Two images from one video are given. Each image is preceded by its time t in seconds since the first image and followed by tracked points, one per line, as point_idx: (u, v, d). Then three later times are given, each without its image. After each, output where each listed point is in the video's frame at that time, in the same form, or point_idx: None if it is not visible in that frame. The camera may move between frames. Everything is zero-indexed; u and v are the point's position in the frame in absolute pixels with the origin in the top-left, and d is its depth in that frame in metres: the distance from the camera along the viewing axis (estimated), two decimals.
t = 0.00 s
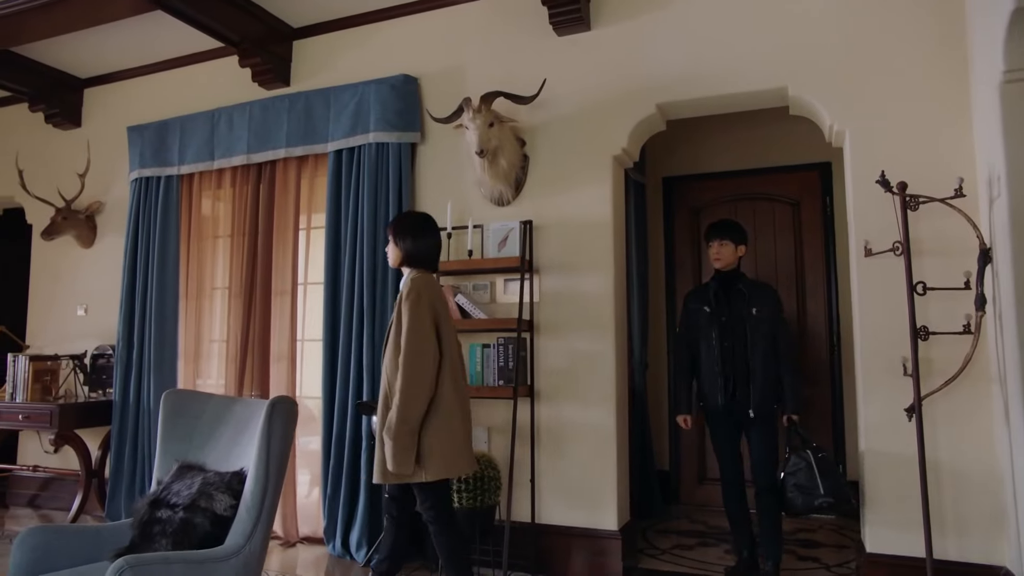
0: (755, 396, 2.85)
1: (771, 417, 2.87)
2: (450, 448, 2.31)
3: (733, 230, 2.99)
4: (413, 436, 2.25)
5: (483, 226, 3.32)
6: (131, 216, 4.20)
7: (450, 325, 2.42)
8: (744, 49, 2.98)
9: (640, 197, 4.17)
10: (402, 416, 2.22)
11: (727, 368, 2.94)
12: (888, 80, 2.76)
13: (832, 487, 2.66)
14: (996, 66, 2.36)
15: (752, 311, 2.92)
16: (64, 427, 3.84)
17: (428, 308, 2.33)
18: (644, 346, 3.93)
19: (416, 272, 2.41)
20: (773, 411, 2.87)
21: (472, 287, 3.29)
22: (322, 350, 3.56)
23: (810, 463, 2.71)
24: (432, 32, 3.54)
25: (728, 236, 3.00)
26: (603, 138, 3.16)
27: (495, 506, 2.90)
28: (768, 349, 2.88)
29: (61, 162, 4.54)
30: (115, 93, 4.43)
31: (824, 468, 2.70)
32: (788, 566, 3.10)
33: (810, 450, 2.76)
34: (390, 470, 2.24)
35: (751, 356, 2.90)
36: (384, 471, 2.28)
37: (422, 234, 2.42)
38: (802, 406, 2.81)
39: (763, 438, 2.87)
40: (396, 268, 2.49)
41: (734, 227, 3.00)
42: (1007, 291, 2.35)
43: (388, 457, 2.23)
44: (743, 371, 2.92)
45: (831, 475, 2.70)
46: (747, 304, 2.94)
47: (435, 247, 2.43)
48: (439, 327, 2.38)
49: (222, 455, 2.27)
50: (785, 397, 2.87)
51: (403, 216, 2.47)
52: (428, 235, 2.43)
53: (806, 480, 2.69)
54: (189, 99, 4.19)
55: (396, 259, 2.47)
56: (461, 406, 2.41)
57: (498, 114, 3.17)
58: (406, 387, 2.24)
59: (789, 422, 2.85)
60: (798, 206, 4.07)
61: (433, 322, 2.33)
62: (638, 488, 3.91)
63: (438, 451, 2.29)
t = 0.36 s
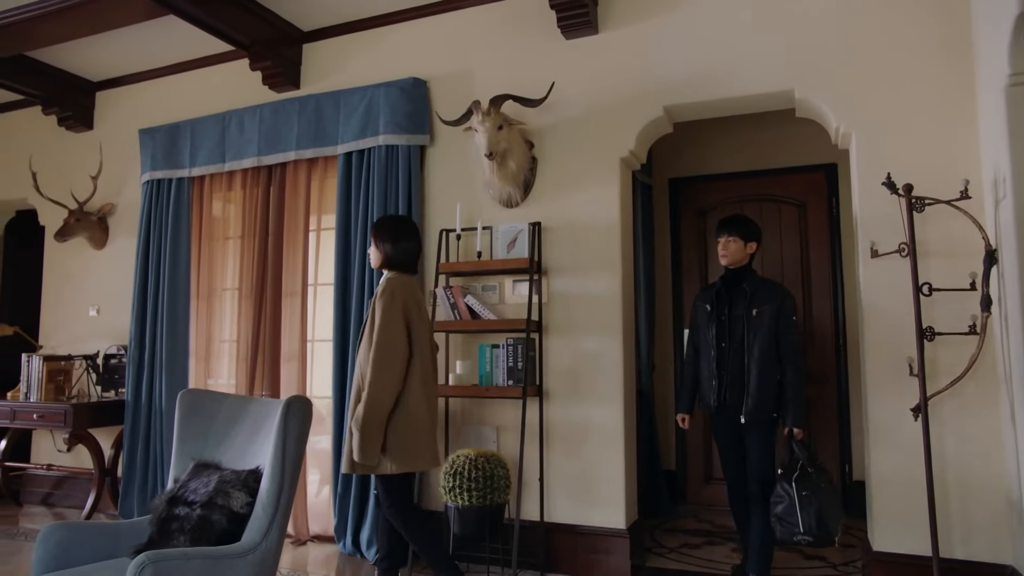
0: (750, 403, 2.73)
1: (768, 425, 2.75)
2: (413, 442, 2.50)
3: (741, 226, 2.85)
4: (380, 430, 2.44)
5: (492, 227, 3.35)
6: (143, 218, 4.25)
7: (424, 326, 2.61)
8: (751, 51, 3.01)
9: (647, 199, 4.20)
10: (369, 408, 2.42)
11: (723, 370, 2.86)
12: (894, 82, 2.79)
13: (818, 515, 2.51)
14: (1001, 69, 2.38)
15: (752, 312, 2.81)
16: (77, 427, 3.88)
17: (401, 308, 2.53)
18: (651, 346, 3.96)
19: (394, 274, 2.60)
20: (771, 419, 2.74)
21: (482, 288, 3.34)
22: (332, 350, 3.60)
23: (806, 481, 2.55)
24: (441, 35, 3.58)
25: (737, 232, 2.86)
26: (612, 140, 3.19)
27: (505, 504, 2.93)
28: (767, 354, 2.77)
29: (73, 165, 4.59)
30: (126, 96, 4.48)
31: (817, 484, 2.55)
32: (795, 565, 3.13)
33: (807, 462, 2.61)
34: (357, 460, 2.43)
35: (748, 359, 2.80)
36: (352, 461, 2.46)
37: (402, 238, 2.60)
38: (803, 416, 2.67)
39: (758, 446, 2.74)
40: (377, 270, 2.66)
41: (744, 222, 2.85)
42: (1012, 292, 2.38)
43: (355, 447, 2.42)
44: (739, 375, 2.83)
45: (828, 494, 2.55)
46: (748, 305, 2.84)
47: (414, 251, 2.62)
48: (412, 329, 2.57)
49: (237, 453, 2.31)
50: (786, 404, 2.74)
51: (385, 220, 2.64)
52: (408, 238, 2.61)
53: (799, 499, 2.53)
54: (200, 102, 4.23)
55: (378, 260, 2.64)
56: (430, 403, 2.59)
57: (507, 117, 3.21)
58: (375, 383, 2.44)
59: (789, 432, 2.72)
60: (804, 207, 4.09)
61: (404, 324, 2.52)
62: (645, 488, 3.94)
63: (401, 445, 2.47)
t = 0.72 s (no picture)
0: (756, 403, 2.64)
1: (778, 425, 2.65)
2: (401, 437, 2.55)
3: (754, 217, 2.76)
4: (369, 425, 2.49)
5: (506, 229, 3.39)
6: (161, 220, 4.31)
7: (415, 326, 2.65)
8: (764, 53, 3.03)
9: (659, 200, 4.23)
10: (357, 405, 2.47)
11: (731, 368, 2.79)
12: (907, 84, 2.80)
13: (815, 516, 2.39)
14: (1014, 71, 2.40)
15: (762, 308, 2.71)
16: (98, 425, 3.95)
17: (393, 308, 2.57)
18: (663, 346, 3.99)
19: (387, 275, 2.64)
20: (781, 419, 2.65)
21: (496, 288, 3.36)
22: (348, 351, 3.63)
23: (802, 480, 2.44)
24: (455, 39, 3.62)
25: (748, 224, 2.77)
26: (625, 142, 3.22)
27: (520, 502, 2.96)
28: (775, 351, 2.65)
29: (93, 167, 4.67)
30: (145, 100, 4.55)
31: (819, 485, 2.42)
32: (807, 563, 3.15)
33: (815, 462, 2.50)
34: (345, 455, 2.48)
35: (755, 357, 2.71)
36: (341, 456, 2.50)
37: (395, 239, 2.64)
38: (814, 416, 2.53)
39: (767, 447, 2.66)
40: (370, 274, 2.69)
41: (756, 214, 2.77)
42: None
43: (343, 441, 2.47)
44: (748, 373, 2.74)
45: (830, 497, 2.41)
46: (757, 299, 2.73)
47: (407, 253, 2.65)
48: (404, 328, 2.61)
49: (259, 451, 2.35)
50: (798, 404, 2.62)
51: (379, 223, 2.66)
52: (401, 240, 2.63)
53: (795, 501, 2.42)
54: (217, 106, 4.29)
55: (371, 265, 2.67)
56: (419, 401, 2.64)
57: (521, 120, 3.24)
58: (366, 380, 2.49)
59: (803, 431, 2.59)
60: (815, 208, 4.11)
61: (395, 323, 2.56)
62: (658, 486, 3.97)
63: (390, 442, 2.52)
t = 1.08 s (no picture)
0: (765, 404, 2.62)
1: (788, 426, 2.62)
2: (395, 437, 2.57)
3: (764, 217, 2.71)
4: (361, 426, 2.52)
5: (522, 230, 3.43)
6: (180, 221, 4.37)
7: (404, 328, 2.65)
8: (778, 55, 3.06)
9: (671, 200, 4.26)
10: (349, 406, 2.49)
11: (740, 368, 2.76)
12: (921, 86, 2.82)
13: (795, 512, 2.38)
14: None
15: (769, 307, 2.68)
16: (119, 423, 4.02)
17: (379, 312, 2.57)
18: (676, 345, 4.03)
19: (377, 280, 2.66)
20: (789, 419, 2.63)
21: (512, 288, 3.41)
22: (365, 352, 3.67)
23: (785, 470, 2.44)
24: (469, 42, 3.66)
25: (756, 223, 2.72)
26: (639, 144, 3.25)
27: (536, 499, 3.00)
28: (784, 350, 2.62)
29: (112, 170, 4.74)
30: (163, 103, 4.62)
31: (807, 483, 2.40)
32: (820, 561, 3.18)
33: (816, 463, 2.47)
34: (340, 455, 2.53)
35: (763, 356, 2.69)
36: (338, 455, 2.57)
37: (385, 243, 2.65)
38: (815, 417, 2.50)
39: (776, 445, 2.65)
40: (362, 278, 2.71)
41: (766, 213, 2.71)
42: None
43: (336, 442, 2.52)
44: (757, 374, 2.72)
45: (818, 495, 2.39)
46: (766, 299, 2.70)
47: (396, 257, 2.66)
48: (391, 328, 2.60)
49: (282, 449, 2.40)
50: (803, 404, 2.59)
51: (369, 228, 2.68)
52: (393, 244, 2.64)
53: (773, 492, 2.42)
54: (234, 109, 4.35)
55: (363, 269, 2.70)
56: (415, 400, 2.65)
57: (536, 122, 3.29)
58: (354, 382, 2.51)
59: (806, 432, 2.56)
60: (828, 208, 4.13)
61: (380, 325, 2.56)
62: (671, 485, 4.00)
63: (384, 442, 2.55)
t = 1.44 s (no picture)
0: (773, 405, 2.64)
1: (796, 426, 2.63)
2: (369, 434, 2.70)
3: (761, 218, 2.72)
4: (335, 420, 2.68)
5: (539, 232, 3.46)
6: (201, 223, 4.44)
7: (379, 328, 2.78)
8: (794, 58, 3.07)
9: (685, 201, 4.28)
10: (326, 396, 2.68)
11: (744, 369, 2.75)
12: (937, 87, 2.84)
13: (798, 508, 2.41)
14: None
15: (773, 306, 2.69)
16: (142, 422, 4.09)
17: (354, 312, 2.73)
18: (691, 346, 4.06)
19: (357, 279, 2.82)
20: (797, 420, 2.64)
21: (528, 289, 3.45)
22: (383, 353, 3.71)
23: (788, 470, 2.46)
24: (486, 46, 3.70)
25: (755, 225, 2.73)
26: (655, 147, 3.28)
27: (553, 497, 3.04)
28: (790, 350, 2.63)
29: (134, 173, 4.82)
30: (183, 108, 4.69)
31: (812, 483, 2.43)
32: (836, 561, 3.19)
33: (823, 463, 2.50)
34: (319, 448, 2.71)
35: (769, 356, 2.69)
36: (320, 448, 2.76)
37: (363, 244, 2.80)
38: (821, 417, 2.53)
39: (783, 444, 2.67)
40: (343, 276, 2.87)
41: (765, 215, 2.72)
42: None
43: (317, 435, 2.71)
44: (762, 374, 2.71)
45: (823, 495, 2.41)
46: (770, 299, 2.71)
47: (372, 258, 2.81)
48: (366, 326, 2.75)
49: (306, 447, 2.45)
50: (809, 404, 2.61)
51: (349, 229, 2.84)
52: (368, 246, 2.79)
53: (775, 491, 2.46)
54: (253, 112, 4.41)
55: (343, 268, 2.85)
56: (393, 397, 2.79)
57: (553, 125, 3.33)
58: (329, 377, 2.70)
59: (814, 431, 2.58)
60: (843, 208, 4.13)
61: (354, 323, 2.72)
62: (686, 485, 4.03)
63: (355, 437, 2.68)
